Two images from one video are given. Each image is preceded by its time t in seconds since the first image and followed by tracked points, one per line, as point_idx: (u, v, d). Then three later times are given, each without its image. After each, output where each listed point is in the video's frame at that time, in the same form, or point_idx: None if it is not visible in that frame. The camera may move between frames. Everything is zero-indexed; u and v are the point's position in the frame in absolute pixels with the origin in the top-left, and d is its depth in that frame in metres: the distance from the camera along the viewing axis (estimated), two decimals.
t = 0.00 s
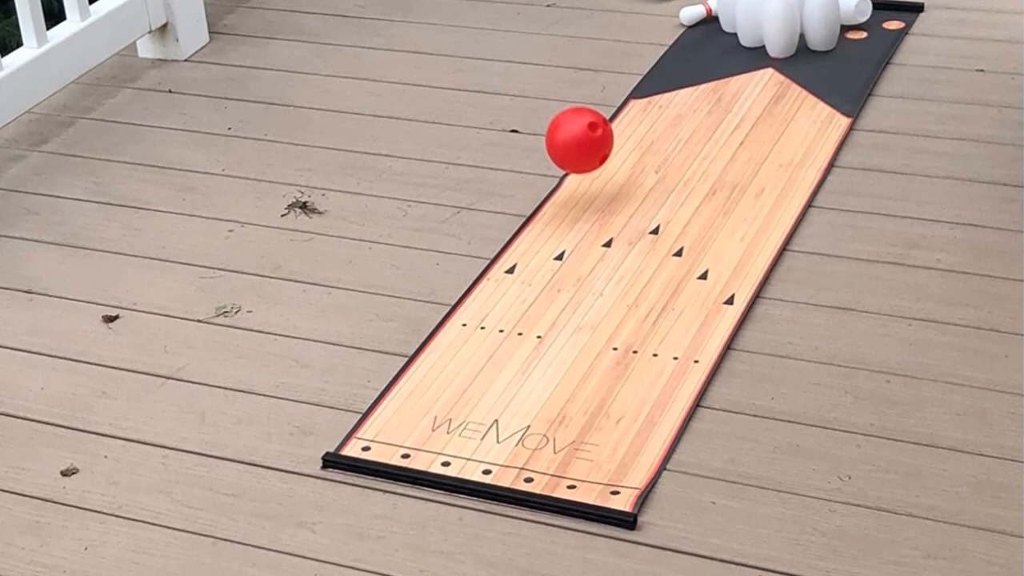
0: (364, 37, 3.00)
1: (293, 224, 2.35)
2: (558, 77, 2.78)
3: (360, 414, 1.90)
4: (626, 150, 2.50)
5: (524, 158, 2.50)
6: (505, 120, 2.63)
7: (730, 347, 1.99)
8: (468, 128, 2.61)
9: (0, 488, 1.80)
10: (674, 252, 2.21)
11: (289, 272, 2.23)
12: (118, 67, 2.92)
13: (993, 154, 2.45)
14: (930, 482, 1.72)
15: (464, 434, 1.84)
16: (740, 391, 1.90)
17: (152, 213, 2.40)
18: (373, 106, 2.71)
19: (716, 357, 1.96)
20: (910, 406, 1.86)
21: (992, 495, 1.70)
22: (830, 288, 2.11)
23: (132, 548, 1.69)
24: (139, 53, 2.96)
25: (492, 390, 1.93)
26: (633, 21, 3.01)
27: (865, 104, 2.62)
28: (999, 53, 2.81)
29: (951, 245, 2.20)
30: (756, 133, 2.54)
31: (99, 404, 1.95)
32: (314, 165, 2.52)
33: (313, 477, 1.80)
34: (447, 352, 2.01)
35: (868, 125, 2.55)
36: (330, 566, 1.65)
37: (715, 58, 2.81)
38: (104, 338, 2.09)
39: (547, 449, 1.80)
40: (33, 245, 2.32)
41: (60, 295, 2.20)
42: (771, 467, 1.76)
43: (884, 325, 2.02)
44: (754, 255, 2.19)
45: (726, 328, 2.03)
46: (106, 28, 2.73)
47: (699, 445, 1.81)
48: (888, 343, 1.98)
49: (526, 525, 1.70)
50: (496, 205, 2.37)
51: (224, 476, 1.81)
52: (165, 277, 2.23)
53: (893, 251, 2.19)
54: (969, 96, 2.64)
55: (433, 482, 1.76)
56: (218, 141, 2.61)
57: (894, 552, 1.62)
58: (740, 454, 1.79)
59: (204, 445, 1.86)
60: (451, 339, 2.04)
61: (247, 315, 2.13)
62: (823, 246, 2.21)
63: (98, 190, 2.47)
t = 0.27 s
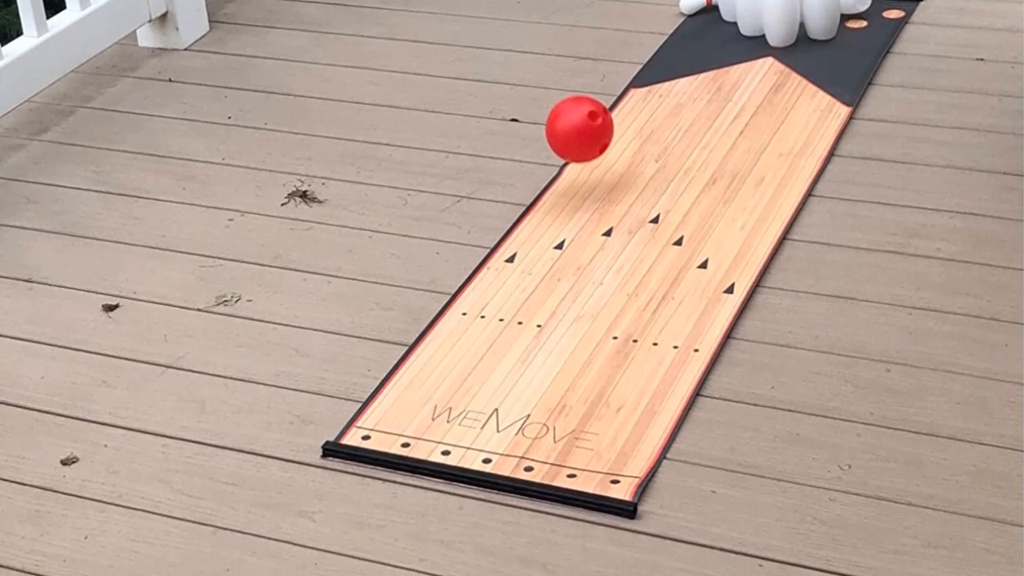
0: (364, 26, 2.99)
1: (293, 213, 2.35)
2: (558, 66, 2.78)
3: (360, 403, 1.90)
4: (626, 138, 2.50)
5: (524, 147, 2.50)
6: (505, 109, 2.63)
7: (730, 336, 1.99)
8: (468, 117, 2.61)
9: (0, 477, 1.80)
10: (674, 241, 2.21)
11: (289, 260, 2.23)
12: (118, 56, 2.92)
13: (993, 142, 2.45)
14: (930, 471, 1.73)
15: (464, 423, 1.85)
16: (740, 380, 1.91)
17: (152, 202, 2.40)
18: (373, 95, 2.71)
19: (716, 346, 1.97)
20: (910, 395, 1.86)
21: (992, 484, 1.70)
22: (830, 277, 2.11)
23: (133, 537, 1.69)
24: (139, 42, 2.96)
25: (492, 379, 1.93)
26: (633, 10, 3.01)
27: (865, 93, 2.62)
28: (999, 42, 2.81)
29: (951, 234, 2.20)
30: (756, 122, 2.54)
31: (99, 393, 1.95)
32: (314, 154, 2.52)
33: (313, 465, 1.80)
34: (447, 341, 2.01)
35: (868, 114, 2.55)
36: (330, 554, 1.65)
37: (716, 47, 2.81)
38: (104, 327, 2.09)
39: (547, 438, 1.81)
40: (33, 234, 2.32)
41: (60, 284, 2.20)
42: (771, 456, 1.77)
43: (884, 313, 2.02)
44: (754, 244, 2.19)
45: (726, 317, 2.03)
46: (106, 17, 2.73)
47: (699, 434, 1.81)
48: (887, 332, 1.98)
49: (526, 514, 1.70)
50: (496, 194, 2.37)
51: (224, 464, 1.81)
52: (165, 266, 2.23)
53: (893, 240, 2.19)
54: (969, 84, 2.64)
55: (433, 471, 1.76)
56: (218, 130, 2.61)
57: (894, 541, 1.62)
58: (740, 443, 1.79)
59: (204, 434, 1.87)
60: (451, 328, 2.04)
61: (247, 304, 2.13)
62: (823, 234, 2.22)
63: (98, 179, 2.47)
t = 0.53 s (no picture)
0: (364, 16, 2.99)
1: (293, 202, 2.35)
2: (558, 55, 2.78)
3: (361, 392, 1.91)
4: (626, 128, 2.50)
5: (524, 136, 2.50)
6: (505, 99, 2.63)
7: (730, 326, 2.00)
8: (468, 107, 2.61)
9: (1, 467, 1.80)
10: (674, 230, 2.22)
11: (289, 250, 2.23)
12: (118, 45, 2.92)
13: (993, 132, 2.45)
14: (930, 461, 1.73)
15: (464, 412, 1.85)
16: (740, 370, 1.91)
17: (152, 191, 2.40)
18: (373, 84, 2.71)
19: (716, 336, 1.97)
20: (910, 384, 1.86)
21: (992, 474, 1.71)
22: (830, 267, 2.11)
23: (133, 526, 1.70)
24: (139, 31, 2.96)
25: (492, 368, 1.93)
26: None
27: (865, 82, 2.62)
28: (999, 32, 2.81)
29: (951, 224, 2.20)
30: (756, 112, 2.53)
31: (99, 382, 1.96)
32: (314, 144, 2.52)
33: (313, 455, 1.80)
34: (447, 331, 2.01)
35: (867, 103, 2.55)
36: (330, 544, 1.65)
37: (716, 36, 2.81)
38: (104, 316, 2.09)
39: (547, 427, 1.81)
40: (33, 223, 2.32)
41: (60, 273, 2.20)
42: (771, 445, 1.77)
43: (884, 303, 2.03)
44: (754, 233, 2.19)
45: (725, 306, 2.03)
46: (106, 6, 2.72)
47: (699, 423, 1.82)
48: (887, 321, 1.98)
49: (526, 503, 1.70)
50: (496, 183, 2.37)
51: (224, 454, 1.81)
52: (165, 256, 2.23)
53: (893, 230, 2.19)
54: (969, 74, 2.64)
55: (433, 461, 1.77)
56: (219, 120, 2.61)
57: (894, 530, 1.63)
58: (740, 432, 1.80)
59: (205, 423, 1.87)
60: (452, 318, 2.04)
61: (247, 294, 2.13)
62: (823, 224, 2.22)
63: (98, 168, 2.47)
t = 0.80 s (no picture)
0: (365, 6, 2.99)
1: (293, 192, 2.35)
2: (558, 46, 2.78)
3: (361, 383, 1.91)
4: (626, 118, 2.50)
5: (525, 126, 2.50)
6: (506, 89, 2.63)
7: (730, 316, 2.00)
8: (469, 97, 2.61)
9: (1, 457, 1.80)
10: (674, 220, 2.21)
11: (289, 240, 2.23)
12: (118, 36, 2.91)
13: (993, 122, 2.45)
14: (930, 451, 1.73)
15: (464, 402, 1.85)
16: (739, 360, 1.91)
17: (152, 181, 2.40)
18: (373, 74, 2.70)
19: (716, 326, 1.97)
20: (910, 374, 1.87)
21: (992, 464, 1.71)
22: (830, 257, 2.11)
23: (133, 516, 1.70)
24: (139, 21, 2.95)
25: (492, 359, 1.93)
26: None
27: (865, 72, 2.62)
28: (1000, 22, 2.80)
29: (951, 214, 2.20)
30: (756, 102, 2.53)
31: (100, 372, 1.96)
32: (314, 134, 2.52)
33: (313, 445, 1.80)
34: (447, 321, 2.01)
35: (867, 93, 2.55)
36: (330, 534, 1.66)
37: (716, 27, 2.81)
38: (104, 306, 2.09)
39: (547, 418, 1.81)
40: (34, 213, 2.32)
41: (60, 263, 2.20)
42: (771, 435, 1.77)
43: (884, 293, 2.03)
44: (754, 223, 2.19)
45: (725, 296, 2.03)
46: None
47: (699, 413, 1.82)
48: (887, 311, 1.99)
49: (526, 493, 1.71)
50: (496, 173, 2.37)
51: (224, 444, 1.81)
52: (165, 246, 2.23)
53: (893, 220, 2.19)
54: (969, 64, 2.64)
55: (433, 451, 1.77)
56: (218, 110, 2.61)
57: (894, 520, 1.63)
58: (740, 422, 1.80)
59: (204, 413, 1.87)
60: (452, 308, 2.04)
61: (246, 284, 2.13)
62: (823, 214, 2.22)
63: (97, 158, 2.47)
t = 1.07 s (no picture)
0: None
1: (293, 183, 2.35)
2: (558, 36, 2.77)
3: (361, 373, 1.91)
4: (626, 109, 2.50)
5: (525, 117, 2.50)
6: (506, 79, 2.63)
7: (730, 307, 2.00)
8: (469, 87, 2.60)
9: (1, 447, 1.80)
10: (674, 211, 2.21)
11: (289, 230, 2.23)
12: (117, 26, 2.91)
13: (993, 112, 2.44)
14: (930, 441, 1.73)
15: (464, 393, 1.85)
16: (739, 350, 1.91)
17: (152, 172, 2.39)
18: (373, 65, 2.70)
19: (716, 316, 1.97)
20: (910, 364, 1.87)
21: (992, 454, 1.71)
22: (830, 248, 2.11)
23: (132, 506, 1.70)
24: (139, 12, 2.95)
25: (492, 349, 1.93)
26: None
27: (865, 63, 2.62)
28: (1000, 12, 2.80)
29: (951, 204, 2.20)
30: (756, 92, 2.53)
31: (100, 363, 1.96)
32: (314, 124, 2.51)
33: (313, 436, 1.80)
34: (447, 312, 2.01)
35: (867, 84, 2.55)
36: (330, 524, 1.66)
37: (715, 17, 2.81)
38: (104, 297, 2.09)
39: (547, 408, 1.81)
40: (33, 204, 2.32)
41: (60, 254, 2.19)
42: (771, 426, 1.77)
43: (884, 283, 2.03)
44: (754, 214, 2.19)
45: (725, 287, 2.03)
46: None
47: (699, 404, 1.82)
48: (887, 302, 1.99)
49: (526, 484, 1.71)
50: (496, 164, 2.37)
51: (224, 435, 1.81)
52: (165, 236, 2.22)
53: (893, 210, 2.19)
54: (969, 54, 2.64)
55: (433, 442, 1.77)
56: (218, 100, 2.60)
57: (894, 511, 1.63)
58: (740, 413, 1.80)
59: (204, 404, 1.87)
60: (452, 299, 2.04)
61: (246, 275, 2.13)
62: (823, 205, 2.21)
63: (97, 149, 2.47)
